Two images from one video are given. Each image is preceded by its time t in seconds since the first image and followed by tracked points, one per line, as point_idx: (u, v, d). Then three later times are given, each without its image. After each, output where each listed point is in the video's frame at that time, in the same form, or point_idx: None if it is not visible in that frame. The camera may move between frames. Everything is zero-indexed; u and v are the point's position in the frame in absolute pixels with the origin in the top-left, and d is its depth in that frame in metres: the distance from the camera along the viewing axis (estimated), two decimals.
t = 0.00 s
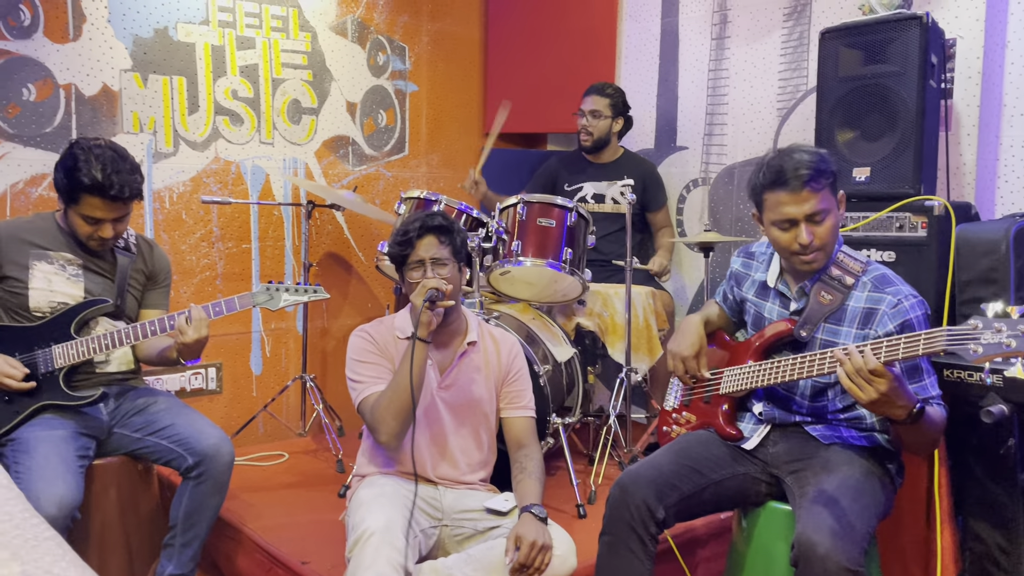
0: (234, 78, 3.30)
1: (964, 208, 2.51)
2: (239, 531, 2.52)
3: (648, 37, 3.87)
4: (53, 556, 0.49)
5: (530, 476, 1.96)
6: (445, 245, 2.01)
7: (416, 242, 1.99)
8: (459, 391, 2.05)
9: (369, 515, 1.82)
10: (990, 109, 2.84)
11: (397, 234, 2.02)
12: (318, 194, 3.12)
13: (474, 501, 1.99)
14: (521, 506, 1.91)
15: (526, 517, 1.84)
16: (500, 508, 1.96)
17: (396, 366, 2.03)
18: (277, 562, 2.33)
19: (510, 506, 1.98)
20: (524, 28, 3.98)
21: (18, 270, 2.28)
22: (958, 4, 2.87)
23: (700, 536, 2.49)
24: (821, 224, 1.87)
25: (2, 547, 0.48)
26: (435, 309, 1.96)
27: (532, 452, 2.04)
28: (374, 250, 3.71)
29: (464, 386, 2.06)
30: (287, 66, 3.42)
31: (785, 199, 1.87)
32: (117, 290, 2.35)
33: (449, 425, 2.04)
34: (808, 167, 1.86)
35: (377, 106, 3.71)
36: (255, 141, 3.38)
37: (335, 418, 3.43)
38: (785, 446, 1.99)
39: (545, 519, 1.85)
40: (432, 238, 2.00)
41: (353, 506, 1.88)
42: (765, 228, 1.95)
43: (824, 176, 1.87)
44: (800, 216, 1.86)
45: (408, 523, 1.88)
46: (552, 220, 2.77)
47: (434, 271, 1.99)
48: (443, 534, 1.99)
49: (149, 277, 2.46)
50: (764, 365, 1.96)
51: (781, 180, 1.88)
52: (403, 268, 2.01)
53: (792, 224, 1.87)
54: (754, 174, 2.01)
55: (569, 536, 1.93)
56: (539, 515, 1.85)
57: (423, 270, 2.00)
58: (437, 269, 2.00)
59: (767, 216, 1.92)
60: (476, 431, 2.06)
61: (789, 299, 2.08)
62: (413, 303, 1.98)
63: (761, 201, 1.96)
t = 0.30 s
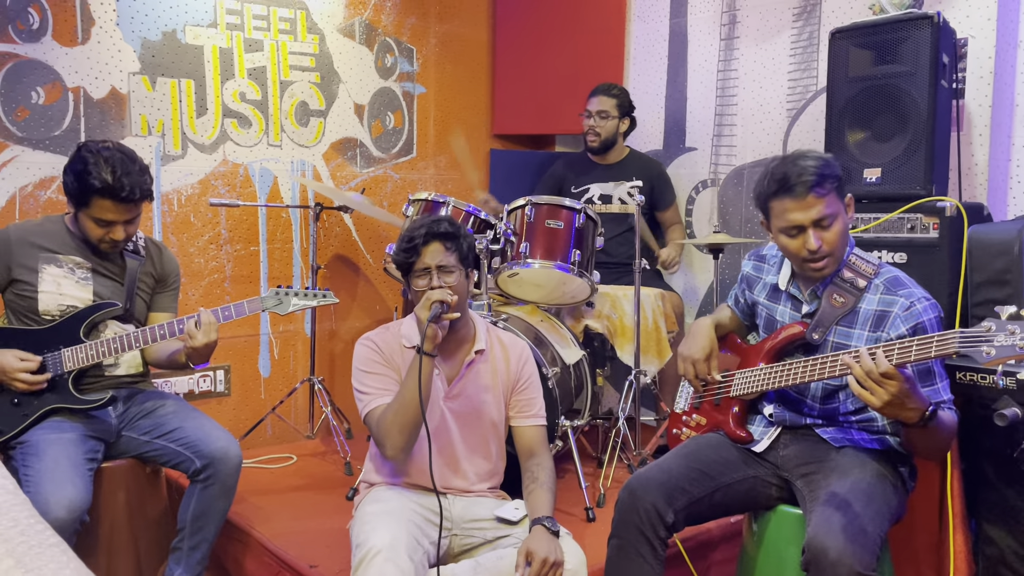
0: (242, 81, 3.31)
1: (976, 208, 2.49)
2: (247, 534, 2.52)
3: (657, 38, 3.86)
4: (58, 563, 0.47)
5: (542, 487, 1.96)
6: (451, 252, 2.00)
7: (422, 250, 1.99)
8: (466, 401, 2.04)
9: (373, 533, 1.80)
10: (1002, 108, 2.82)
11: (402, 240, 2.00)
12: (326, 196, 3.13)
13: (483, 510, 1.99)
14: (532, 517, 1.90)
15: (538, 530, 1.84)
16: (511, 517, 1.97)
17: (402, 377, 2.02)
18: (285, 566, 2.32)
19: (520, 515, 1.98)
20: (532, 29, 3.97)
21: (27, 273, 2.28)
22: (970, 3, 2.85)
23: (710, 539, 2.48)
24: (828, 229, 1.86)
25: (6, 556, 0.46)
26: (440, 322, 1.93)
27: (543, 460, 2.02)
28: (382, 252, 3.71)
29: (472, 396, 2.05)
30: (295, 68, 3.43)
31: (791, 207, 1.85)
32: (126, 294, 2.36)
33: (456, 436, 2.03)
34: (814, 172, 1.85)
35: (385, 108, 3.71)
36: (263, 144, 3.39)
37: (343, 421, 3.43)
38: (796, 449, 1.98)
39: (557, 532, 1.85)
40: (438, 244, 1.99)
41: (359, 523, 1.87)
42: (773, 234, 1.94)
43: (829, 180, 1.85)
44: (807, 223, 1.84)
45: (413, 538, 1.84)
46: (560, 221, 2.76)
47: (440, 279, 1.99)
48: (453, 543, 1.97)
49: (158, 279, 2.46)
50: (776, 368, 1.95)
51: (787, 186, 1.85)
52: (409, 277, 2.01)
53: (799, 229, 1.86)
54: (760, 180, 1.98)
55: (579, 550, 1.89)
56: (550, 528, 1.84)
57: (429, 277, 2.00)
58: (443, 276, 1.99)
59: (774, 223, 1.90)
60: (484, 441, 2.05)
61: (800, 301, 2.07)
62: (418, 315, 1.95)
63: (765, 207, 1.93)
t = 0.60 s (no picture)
0: (250, 81, 3.30)
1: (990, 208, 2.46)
2: (256, 536, 2.52)
3: (666, 37, 3.84)
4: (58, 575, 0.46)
5: (549, 485, 1.93)
6: (460, 249, 1.99)
7: (431, 247, 1.97)
8: (475, 397, 2.03)
9: (384, 524, 1.80)
10: (1016, 107, 2.79)
11: (412, 239, 2.00)
12: (334, 196, 3.12)
13: (491, 510, 1.97)
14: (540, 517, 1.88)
15: (545, 530, 1.83)
16: (518, 517, 1.94)
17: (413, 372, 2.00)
18: (293, 567, 2.32)
19: (528, 515, 1.96)
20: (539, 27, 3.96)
21: (36, 274, 2.28)
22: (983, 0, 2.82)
23: (721, 542, 2.46)
24: (843, 218, 1.85)
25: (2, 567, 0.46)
26: (452, 316, 1.93)
27: (552, 457, 2.00)
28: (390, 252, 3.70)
29: (481, 392, 2.03)
30: (302, 69, 3.42)
31: (808, 190, 1.85)
32: (135, 295, 2.35)
33: (466, 432, 2.02)
34: (835, 159, 1.84)
35: (393, 108, 3.70)
36: (271, 144, 3.38)
37: (351, 422, 3.42)
38: (807, 452, 1.96)
39: (564, 531, 1.83)
40: (448, 243, 1.98)
41: (368, 515, 1.87)
42: (786, 220, 1.94)
43: (850, 170, 1.84)
44: (821, 208, 1.83)
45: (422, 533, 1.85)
46: (568, 222, 2.74)
47: (450, 277, 1.97)
48: (459, 543, 1.96)
49: (167, 281, 2.45)
50: (787, 370, 1.93)
51: (805, 169, 1.86)
52: (419, 274, 1.99)
53: (812, 215, 1.86)
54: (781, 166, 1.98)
55: (588, 549, 1.87)
56: (558, 527, 1.83)
57: (438, 275, 1.98)
58: (453, 274, 1.98)
59: (789, 207, 1.90)
60: (493, 438, 2.04)
61: (812, 302, 2.05)
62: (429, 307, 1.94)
63: (784, 191, 1.94)
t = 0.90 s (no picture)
0: (258, 79, 3.29)
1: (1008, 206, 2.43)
2: (264, 536, 2.50)
3: (676, 33, 3.81)
4: None
5: (559, 482, 1.91)
6: (476, 245, 1.96)
7: (447, 242, 1.95)
8: (485, 394, 2.00)
9: (394, 522, 1.78)
10: None
11: (427, 233, 1.97)
12: (343, 195, 3.10)
13: (500, 509, 1.94)
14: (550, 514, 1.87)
15: (554, 525, 1.80)
16: (528, 516, 1.91)
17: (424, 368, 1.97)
18: (301, 568, 2.30)
19: (538, 514, 1.93)
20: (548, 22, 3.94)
21: (44, 273, 2.27)
22: None
23: (733, 544, 2.44)
24: (851, 220, 1.81)
25: None
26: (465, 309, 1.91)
27: (560, 454, 1.97)
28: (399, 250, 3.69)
29: (491, 389, 2.01)
30: (311, 66, 3.40)
31: (813, 196, 1.83)
32: (144, 295, 2.34)
33: (476, 429, 1.99)
34: (837, 161, 1.82)
35: (401, 106, 3.68)
36: (279, 142, 3.37)
37: (360, 421, 3.40)
38: (822, 455, 1.93)
39: (574, 527, 1.81)
40: (464, 238, 1.96)
41: (377, 514, 1.85)
42: (795, 229, 1.91)
43: (854, 171, 1.82)
44: (827, 212, 1.81)
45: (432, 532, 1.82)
46: (579, 220, 2.72)
47: (465, 271, 1.96)
48: (469, 542, 1.93)
49: (177, 280, 2.44)
50: (802, 372, 1.89)
51: (808, 176, 1.84)
52: (434, 269, 1.96)
53: (821, 220, 1.83)
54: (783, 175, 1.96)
55: (599, 548, 1.85)
56: (567, 523, 1.81)
57: (453, 270, 1.96)
58: (469, 269, 1.96)
59: (797, 214, 1.87)
60: (504, 435, 2.01)
61: (827, 303, 2.02)
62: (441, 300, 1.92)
63: (789, 200, 1.91)
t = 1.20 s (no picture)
0: (264, 73, 3.27)
1: None
2: (270, 534, 2.49)
3: (685, 26, 3.77)
4: None
5: (569, 485, 1.88)
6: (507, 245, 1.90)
7: (483, 240, 1.86)
8: (493, 394, 1.96)
9: (398, 530, 1.75)
10: None
11: (452, 232, 1.88)
12: (349, 191, 3.08)
13: (508, 511, 1.91)
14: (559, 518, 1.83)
15: (564, 530, 1.77)
16: (536, 519, 1.90)
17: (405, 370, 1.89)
18: (307, 567, 2.28)
19: (547, 516, 1.92)
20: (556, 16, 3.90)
21: (44, 272, 2.26)
22: None
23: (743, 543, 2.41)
24: (859, 236, 1.76)
25: None
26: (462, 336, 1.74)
27: (569, 458, 1.94)
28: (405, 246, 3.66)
29: (500, 390, 1.97)
30: (317, 60, 3.38)
31: (816, 230, 1.77)
32: (146, 291, 2.32)
33: (484, 430, 1.95)
34: (829, 183, 1.76)
35: (408, 100, 3.65)
36: (285, 137, 3.35)
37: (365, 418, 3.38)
38: (836, 453, 1.90)
39: (584, 532, 1.77)
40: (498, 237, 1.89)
41: (382, 519, 1.83)
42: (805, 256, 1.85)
43: (848, 189, 1.76)
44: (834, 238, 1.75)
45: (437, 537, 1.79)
46: (587, 215, 2.69)
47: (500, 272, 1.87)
48: (477, 545, 1.91)
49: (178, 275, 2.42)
50: (816, 371, 1.86)
51: (807, 205, 1.77)
52: (467, 266, 1.86)
53: (829, 247, 1.77)
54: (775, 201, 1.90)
55: (609, 553, 1.82)
56: (578, 528, 1.77)
57: (487, 270, 1.86)
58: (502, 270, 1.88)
59: (804, 246, 1.82)
60: (512, 438, 1.97)
61: (843, 301, 1.99)
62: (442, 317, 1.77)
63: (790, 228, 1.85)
